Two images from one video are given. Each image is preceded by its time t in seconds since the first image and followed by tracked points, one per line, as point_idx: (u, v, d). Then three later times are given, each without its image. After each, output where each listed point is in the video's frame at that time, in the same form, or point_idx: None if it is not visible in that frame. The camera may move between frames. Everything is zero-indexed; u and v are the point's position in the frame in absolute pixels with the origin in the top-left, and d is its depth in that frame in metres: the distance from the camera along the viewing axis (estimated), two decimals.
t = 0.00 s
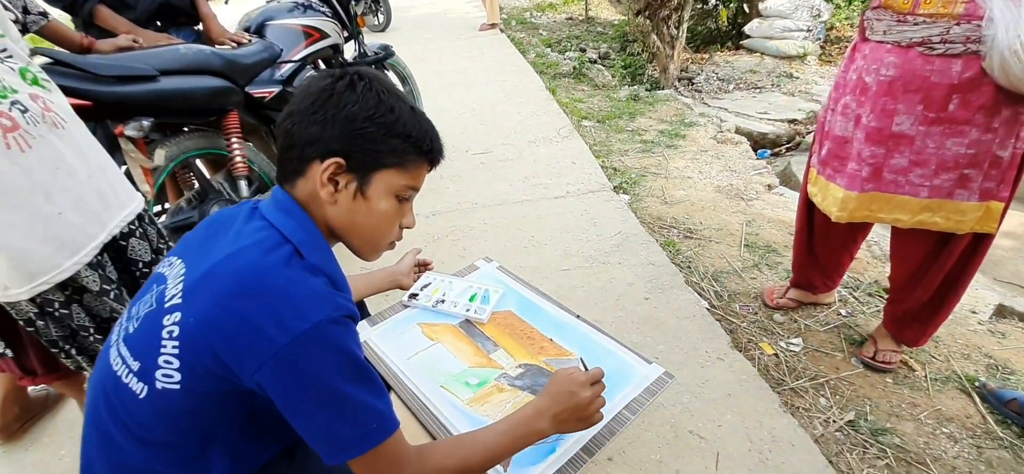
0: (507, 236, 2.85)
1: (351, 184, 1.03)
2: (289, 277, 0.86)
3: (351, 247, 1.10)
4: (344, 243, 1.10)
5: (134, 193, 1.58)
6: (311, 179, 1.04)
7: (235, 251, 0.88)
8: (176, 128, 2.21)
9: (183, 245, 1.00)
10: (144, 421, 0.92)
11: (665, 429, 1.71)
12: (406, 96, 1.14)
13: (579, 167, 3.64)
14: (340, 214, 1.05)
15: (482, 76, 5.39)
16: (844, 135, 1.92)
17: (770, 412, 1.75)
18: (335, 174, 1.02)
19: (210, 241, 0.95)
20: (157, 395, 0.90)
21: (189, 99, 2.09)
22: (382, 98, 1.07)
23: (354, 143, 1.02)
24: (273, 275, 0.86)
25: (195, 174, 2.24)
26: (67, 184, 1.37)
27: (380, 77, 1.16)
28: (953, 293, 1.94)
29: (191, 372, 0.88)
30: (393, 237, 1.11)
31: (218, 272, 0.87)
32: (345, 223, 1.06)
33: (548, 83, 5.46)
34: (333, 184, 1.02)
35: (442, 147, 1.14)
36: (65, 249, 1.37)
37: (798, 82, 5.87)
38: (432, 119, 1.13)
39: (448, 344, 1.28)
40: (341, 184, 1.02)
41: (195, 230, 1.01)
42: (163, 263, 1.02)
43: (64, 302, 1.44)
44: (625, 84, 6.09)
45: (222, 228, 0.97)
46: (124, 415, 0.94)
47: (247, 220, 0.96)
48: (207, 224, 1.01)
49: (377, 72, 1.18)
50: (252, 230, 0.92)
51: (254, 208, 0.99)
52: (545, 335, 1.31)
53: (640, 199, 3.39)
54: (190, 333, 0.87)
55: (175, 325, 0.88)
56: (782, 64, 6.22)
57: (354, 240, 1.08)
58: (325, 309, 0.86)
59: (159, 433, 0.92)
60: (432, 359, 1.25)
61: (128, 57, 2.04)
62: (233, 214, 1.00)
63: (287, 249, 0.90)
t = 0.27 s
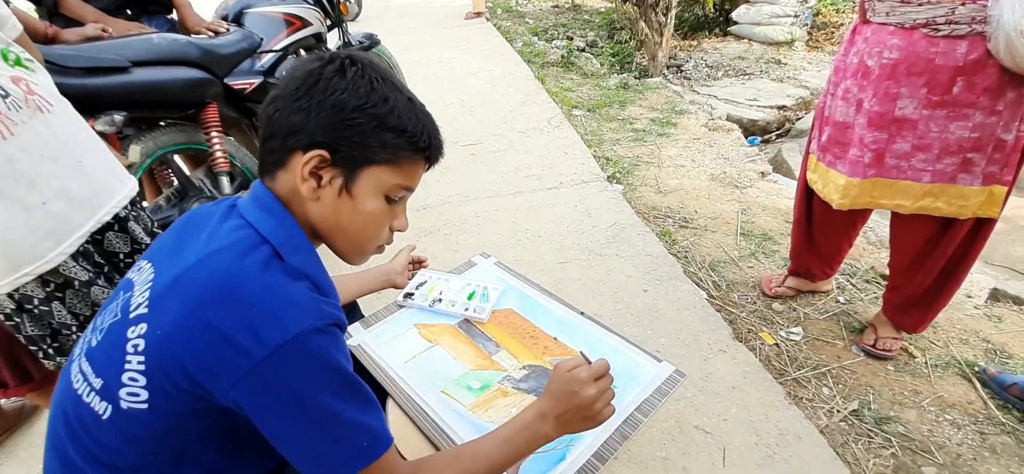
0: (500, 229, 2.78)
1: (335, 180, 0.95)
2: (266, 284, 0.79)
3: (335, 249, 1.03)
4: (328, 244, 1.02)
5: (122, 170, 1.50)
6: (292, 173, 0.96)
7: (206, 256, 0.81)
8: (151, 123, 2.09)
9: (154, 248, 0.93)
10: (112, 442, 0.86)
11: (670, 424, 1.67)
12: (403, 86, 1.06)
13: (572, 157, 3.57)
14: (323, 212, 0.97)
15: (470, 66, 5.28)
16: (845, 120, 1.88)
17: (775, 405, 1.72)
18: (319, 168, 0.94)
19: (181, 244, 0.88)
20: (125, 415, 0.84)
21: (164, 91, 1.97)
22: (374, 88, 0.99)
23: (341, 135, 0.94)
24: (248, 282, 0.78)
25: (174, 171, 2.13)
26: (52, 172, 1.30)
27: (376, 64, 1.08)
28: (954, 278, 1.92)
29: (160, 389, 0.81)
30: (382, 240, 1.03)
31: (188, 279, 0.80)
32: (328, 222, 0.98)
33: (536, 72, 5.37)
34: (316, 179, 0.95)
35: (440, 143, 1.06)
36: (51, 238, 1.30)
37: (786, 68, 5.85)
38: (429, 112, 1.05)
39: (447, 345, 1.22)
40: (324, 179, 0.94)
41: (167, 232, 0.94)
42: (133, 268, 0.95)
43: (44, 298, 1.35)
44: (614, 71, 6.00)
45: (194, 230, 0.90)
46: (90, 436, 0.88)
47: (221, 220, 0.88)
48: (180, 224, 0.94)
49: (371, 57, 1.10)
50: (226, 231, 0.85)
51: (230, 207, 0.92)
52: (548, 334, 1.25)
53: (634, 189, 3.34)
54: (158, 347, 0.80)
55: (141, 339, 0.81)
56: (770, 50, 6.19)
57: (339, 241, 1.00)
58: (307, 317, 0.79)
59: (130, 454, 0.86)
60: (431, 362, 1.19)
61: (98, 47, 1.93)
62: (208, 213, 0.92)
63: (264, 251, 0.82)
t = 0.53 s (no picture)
0: (494, 209, 2.72)
1: (306, 180, 0.84)
2: (217, 292, 0.76)
3: (309, 258, 0.92)
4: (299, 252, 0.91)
5: (99, 152, 1.47)
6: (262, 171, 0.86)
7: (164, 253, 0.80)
8: (126, 101, 1.97)
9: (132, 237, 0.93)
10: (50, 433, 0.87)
11: (672, 406, 1.63)
12: (411, 73, 0.91)
13: (566, 134, 3.48)
14: (292, 216, 0.87)
15: (459, 41, 5.12)
16: (851, 93, 1.82)
17: (778, 384, 1.70)
18: (286, 165, 0.83)
19: (149, 237, 0.87)
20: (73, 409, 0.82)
21: (137, 67, 1.85)
22: (366, 73, 0.86)
23: (316, 124, 0.83)
24: (197, 288, 0.75)
25: (152, 151, 2.02)
26: (20, 148, 1.27)
27: (387, 45, 0.94)
28: (956, 253, 1.90)
29: (89, 388, 0.81)
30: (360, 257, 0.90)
31: (144, 276, 0.78)
32: (297, 230, 0.87)
33: (527, 48, 5.23)
34: (285, 178, 0.84)
35: (446, 148, 0.90)
36: (18, 218, 1.29)
37: (780, 43, 5.75)
38: (438, 108, 0.90)
39: (448, 332, 1.17)
40: (293, 182, 0.84)
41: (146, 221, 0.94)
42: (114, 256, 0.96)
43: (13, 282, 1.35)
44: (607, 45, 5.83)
45: (164, 224, 0.88)
46: (31, 426, 0.89)
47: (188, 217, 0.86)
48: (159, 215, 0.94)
49: (376, 32, 0.96)
50: (190, 230, 0.83)
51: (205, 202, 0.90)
52: (554, 318, 1.21)
53: (629, 167, 3.28)
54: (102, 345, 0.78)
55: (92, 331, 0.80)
56: (764, 25, 6.09)
57: (309, 251, 0.89)
58: (228, 333, 0.74)
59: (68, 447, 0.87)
60: (432, 350, 1.13)
61: (64, 19, 1.80)
62: (183, 207, 0.91)
63: (209, 258, 0.80)
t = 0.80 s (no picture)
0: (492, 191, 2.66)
1: (280, 276, 0.69)
2: (195, 401, 0.68)
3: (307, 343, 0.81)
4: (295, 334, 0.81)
5: (74, 142, 1.22)
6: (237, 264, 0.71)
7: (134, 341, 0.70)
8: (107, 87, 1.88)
9: (99, 274, 0.83)
10: None
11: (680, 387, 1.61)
12: (418, 129, 0.66)
13: (562, 113, 3.40)
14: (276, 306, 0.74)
15: (449, 19, 4.97)
16: (858, 64, 1.76)
17: (786, 363, 1.68)
18: (253, 257, 0.69)
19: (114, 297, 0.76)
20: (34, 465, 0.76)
21: (113, 50, 1.76)
22: (345, 145, 0.63)
23: (279, 221, 0.65)
24: (171, 391, 0.68)
25: (136, 139, 1.93)
26: None
27: (387, 80, 0.69)
28: (963, 225, 1.87)
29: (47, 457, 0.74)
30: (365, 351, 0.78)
31: (109, 365, 0.69)
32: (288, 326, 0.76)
33: (520, 24, 5.09)
34: (257, 268, 0.70)
35: (465, 237, 0.68)
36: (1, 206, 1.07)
37: (776, 14, 5.63)
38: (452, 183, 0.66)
39: (454, 320, 1.13)
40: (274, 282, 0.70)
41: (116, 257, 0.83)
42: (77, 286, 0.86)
43: None
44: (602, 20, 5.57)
45: (134, 280, 0.78)
46: None
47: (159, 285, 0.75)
48: (126, 255, 0.83)
49: (374, 67, 0.69)
50: (161, 310, 0.72)
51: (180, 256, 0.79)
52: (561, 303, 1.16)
53: (628, 145, 3.22)
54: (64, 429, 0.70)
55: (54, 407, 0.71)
56: None
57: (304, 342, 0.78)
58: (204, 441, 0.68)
59: None
60: (437, 340, 1.09)
61: (40, 5, 1.73)
62: (155, 256, 0.80)
63: (182, 347, 0.71)
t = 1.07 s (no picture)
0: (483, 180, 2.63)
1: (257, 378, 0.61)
2: None
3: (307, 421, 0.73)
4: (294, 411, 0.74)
5: (47, 144, 1.17)
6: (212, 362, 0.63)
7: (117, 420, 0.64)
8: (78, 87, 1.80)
9: (72, 315, 0.75)
10: None
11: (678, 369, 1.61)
12: (400, 254, 0.54)
13: (550, 99, 3.37)
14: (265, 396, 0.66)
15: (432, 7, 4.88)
16: (846, 38, 1.77)
17: (782, 340, 1.69)
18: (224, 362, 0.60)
19: (88, 358, 0.69)
20: None
21: (86, 48, 1.69)
22: (309, 286, 0.53)
23: (243, 355, 0.58)
24: None
25: (114, 139, 1.86)
26: None
27: (359, 183, 0.55)
28: (954, 196, 1.88)
29: None
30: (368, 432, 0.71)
31: (93, 443, 0.64)
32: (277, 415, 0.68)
33: (503, 11, 5.02)
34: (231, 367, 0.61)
35: (463, 368, 0.59)
36: None
37: None
38: (444, 319, 0.55)
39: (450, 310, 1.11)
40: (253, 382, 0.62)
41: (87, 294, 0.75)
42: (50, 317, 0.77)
43: None
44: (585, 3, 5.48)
45: (113, 342, 0.69)
46: None
47: (133, 350, 0.67)
48: (98, 296, 0.74)
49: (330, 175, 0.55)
50: (141, 383, 0.66)
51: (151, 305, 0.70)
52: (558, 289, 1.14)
53: (617, 129, 3.19)
54: None
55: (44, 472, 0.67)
56: None
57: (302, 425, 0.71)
58: None
59: None
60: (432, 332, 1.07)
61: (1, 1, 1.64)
62: (131, 306, 0.71)
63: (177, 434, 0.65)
